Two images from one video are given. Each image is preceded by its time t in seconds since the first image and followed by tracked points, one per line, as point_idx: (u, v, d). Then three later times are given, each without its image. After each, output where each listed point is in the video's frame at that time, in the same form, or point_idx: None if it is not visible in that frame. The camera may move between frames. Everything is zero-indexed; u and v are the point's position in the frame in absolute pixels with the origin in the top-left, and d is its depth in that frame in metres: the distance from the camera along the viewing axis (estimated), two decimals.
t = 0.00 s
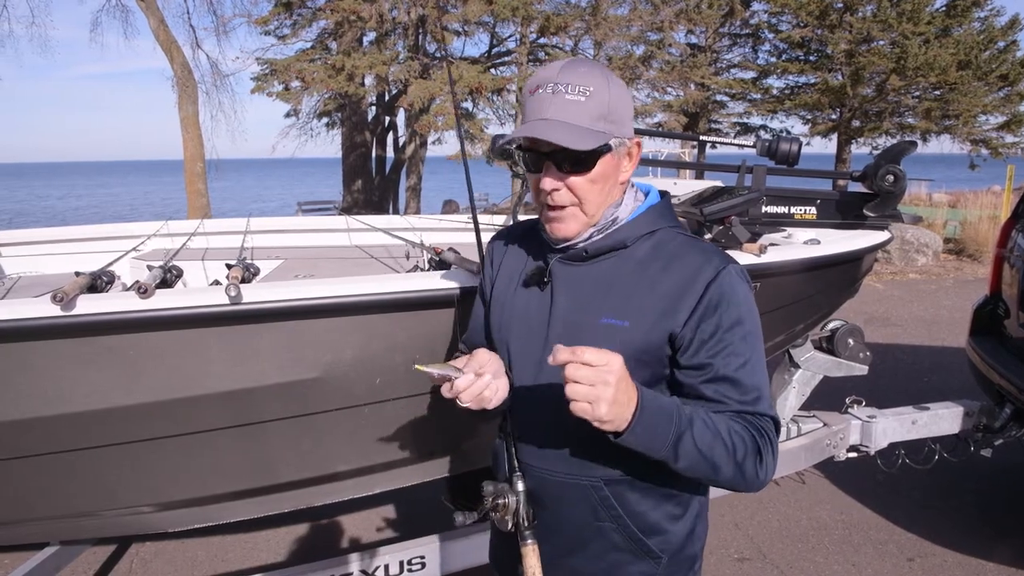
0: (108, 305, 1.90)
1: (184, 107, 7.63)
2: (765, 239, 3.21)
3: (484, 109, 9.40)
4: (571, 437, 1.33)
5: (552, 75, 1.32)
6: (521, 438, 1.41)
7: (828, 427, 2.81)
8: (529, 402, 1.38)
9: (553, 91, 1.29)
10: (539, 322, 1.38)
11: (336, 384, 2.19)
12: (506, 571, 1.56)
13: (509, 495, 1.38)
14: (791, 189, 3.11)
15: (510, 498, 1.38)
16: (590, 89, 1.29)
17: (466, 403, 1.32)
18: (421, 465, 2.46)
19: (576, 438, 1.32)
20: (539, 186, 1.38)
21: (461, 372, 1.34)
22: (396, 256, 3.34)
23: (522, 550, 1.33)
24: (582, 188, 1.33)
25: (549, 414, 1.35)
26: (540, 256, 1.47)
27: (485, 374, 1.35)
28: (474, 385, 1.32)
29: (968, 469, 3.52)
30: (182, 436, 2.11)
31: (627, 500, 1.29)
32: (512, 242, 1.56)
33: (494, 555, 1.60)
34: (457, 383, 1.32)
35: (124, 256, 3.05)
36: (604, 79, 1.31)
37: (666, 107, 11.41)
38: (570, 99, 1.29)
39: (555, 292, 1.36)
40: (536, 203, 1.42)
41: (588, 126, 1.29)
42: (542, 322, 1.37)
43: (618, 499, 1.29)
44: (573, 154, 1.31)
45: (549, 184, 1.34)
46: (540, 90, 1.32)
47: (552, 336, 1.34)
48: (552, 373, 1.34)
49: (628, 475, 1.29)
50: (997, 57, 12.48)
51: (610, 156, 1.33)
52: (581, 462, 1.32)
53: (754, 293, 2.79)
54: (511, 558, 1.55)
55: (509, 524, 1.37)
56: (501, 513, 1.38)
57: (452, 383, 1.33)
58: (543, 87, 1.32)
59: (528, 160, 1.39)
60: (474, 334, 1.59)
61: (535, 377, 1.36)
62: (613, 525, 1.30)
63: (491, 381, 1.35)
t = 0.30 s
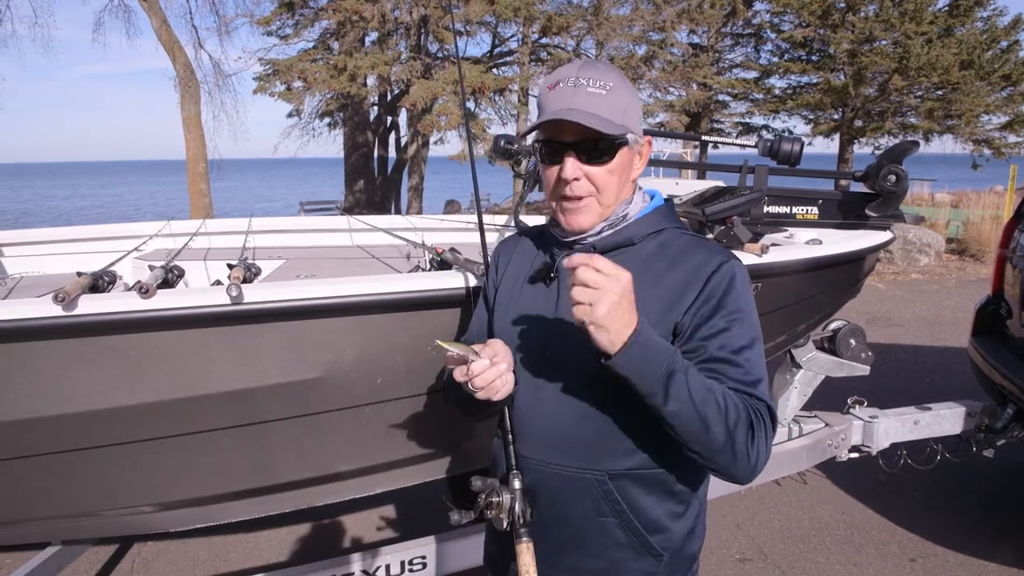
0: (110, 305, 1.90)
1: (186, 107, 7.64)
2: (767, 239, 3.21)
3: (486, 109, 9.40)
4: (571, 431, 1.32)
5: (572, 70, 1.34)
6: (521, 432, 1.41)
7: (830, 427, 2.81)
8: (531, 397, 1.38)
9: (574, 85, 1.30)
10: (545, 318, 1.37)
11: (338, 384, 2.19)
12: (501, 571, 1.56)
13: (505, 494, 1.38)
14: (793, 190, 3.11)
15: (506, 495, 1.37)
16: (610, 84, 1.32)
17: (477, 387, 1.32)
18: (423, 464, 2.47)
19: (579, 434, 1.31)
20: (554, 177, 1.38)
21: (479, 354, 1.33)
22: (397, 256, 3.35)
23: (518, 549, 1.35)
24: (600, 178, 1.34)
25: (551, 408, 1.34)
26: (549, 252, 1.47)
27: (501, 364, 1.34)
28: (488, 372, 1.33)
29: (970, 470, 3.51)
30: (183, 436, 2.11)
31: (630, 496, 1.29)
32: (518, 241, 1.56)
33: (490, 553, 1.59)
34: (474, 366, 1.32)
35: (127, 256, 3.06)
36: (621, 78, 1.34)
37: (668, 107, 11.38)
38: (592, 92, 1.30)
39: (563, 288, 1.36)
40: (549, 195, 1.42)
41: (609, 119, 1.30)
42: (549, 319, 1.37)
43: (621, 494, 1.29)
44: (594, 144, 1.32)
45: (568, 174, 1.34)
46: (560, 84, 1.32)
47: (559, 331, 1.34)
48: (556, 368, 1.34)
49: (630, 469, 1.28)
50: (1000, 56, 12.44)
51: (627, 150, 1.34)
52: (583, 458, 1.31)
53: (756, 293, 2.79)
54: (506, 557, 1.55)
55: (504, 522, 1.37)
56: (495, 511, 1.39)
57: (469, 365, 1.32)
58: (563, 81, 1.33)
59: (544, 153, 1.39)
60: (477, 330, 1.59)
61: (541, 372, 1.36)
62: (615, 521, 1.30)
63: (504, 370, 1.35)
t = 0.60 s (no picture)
0: (111, 305, 1.91)
1: (189, 107, 7.65)
2: (768, 239, 3.20)
3: (489, 109, 9.40)
4: (566, 432, 1.32)
5: (582, 67, 1.35)
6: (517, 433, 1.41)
7: (831, 427, 2.81)
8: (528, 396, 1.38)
9: (583, 81, 1.31)
10: (543, 319, 1.37)
11: (338, 384, 2.20)
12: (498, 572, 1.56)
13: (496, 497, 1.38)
14: (794, 190, 3.11)
15: (500, 497, 1.38)
16: (617, 85, 1.32)
17: (473, 386, 1.33)
18: (423, 464, 2.47)
19: (578, 433, 1.31)
20: (555, 171, 1.39)
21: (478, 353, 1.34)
22: (399, 256, 3.35)
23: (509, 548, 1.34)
24: (598, 176, 1.34)
25: (547, 408, 1.34)
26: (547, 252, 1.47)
27: (499, 365, 1.35)
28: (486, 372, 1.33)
29: (971, 470, 3.51)
30: (183, 436, 2.12)
31: (627, 493, 1.29)
32: (517, 244, 1.57)
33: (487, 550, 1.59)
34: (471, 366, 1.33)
35: (129, 256, 3.07)
36: (631, 81, 1.34)
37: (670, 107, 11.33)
38: (598, 91, 1.31)
39: (561, 289, 1.37)
40: (548, 189, 1.42)
41: (612, 118, 1.30)
42: (546, 320, 1.37)
43: (620, 492, 1.29)
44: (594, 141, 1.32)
45: (565, 167, 1.35)
46: (570, 80, 1.33)
47: (557, 331, 1.34)
48: (552, 369, 1.34)
49: (627, 468, 1.28)
50: (1003, 56, 12.39)
51: (628, 152, 1.34)
52: (580, 457, 1.31)
53: (757, 293, 2.79)
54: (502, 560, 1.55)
55: (496, 524, 1.38)
56: (488, 514, 1.39)
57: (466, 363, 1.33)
58: (573, 77, 1.34)
59: (548, 146, 1.40)
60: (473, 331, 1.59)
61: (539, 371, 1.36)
62: (613, 519, 1.30)
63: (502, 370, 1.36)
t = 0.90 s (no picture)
0: (113, 304, 1.91)
1: (193, 107, 7.67)
2: (771, 239, 3.20)
3: (492, 109, 9.41)
4: (564, 433, 1.32)
5: (583, 66, 1.34)
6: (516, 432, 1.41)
7: (834, 428, 2.80)
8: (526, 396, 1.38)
9: (584, 80, 1.31)
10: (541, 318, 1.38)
11: (340, 384, 2.20)
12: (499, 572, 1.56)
13: (494, 497, 1.39)
14: (798, 190, 3.11)
15: (499, 498, 1.38)
16: (619, 84, 1.31)
17: (470, 388, 1.34)
18: (426, 464, 2.48)
19: (576, 431, 1.31)
20: (556, 170, 1.39)
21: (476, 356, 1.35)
22: (401, 255, 3.35)
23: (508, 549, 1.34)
24: (599, 175, 1.34)
25: (546, 409, 1.34)
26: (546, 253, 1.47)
27: (497, 369, 1.35)
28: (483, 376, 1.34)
29: (975, 470, 3.50)
30: (185, 434, 2.12)
31: (627, 493, 1.29)
32: (516, 243, 1.57)
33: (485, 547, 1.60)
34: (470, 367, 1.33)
35: (132, 256, 3.07)
36: (633, 80, 1.34)
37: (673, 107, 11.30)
38: (600, 90, 1.31)
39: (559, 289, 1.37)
40: (549, 187, 1.43)
41: (613, 117, 1.30)
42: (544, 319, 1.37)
43: (619, 492, 1.29)
44: (596, 140, 1.32)
45: (566, 167, 1.35)
46: (571, 78, 1.33)
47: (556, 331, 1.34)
48: (550, 369, 1.34)
49: (626, 468, 1.28)
50: (1009, 56, 12.32)
51: (629, 151, 1.34)
52: (578, 457, 1.31)
53: (760, 293, 2.79)
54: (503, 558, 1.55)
55: (495, 524, 1.38)
56: (486, 514, 1.40)
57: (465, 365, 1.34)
58: (575, 75, 1.34)
59: (549, 144, 1.40)
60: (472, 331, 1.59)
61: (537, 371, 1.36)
62: (611, 518, 1.30)
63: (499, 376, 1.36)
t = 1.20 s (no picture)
0: (117, 303, 1.92)
1: (198, 107, 7.69)
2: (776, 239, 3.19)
3: (496, 109, 9.41)
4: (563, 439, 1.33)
5: (580, 57, 1.33)
6: (519, 443, 1.42)
7: (838, 429, 2.79)
8: (523, 408, 1.40)
9: (581, 72, 1.30)
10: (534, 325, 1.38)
11: (342, 384, 2.20)
12: None
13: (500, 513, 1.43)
14: (802, 190, 3.10)
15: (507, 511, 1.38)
16: (617, 78, 1.31)
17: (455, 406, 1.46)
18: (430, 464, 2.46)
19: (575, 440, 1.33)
20: (549, 165, 1.38)
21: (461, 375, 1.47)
22: (405, 255, 3.35)
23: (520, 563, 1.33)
24: (594, 173, 1.34)
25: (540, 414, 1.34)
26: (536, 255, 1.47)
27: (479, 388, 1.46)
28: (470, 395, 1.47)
29: (981, 471, 3.49)
30: (187, 434, 2.12)
31: (633, 501, 1.29)
32: (507, 244, 1.57)
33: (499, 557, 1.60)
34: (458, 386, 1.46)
35: (136, 256, 3.08)
36: (630, 73, 1.33)
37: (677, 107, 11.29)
38: (598, 83, 1.30)
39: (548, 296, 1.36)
40: (541, 184, 1.42)
41: (611, 112, 1.30)
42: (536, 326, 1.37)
43: (624, 499, 1.29)
44: (593, 136, 1.32)
45: (561, 164, 1.34)
46: (567, 69, 1.31)
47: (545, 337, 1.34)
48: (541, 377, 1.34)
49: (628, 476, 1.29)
50: (1015, 55, 12.24)
51: (624, 148, 1.34)
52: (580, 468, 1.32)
53: (764, 293, 2.78)
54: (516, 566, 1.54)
55: (505, 538, 1.40)
56: (496, 528, 1.43)
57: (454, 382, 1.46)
58: (571, 65, 1.32)
59: (542, 139, 1.39)
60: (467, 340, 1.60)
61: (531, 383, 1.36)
62: (620, 527, 1.30)
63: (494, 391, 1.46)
